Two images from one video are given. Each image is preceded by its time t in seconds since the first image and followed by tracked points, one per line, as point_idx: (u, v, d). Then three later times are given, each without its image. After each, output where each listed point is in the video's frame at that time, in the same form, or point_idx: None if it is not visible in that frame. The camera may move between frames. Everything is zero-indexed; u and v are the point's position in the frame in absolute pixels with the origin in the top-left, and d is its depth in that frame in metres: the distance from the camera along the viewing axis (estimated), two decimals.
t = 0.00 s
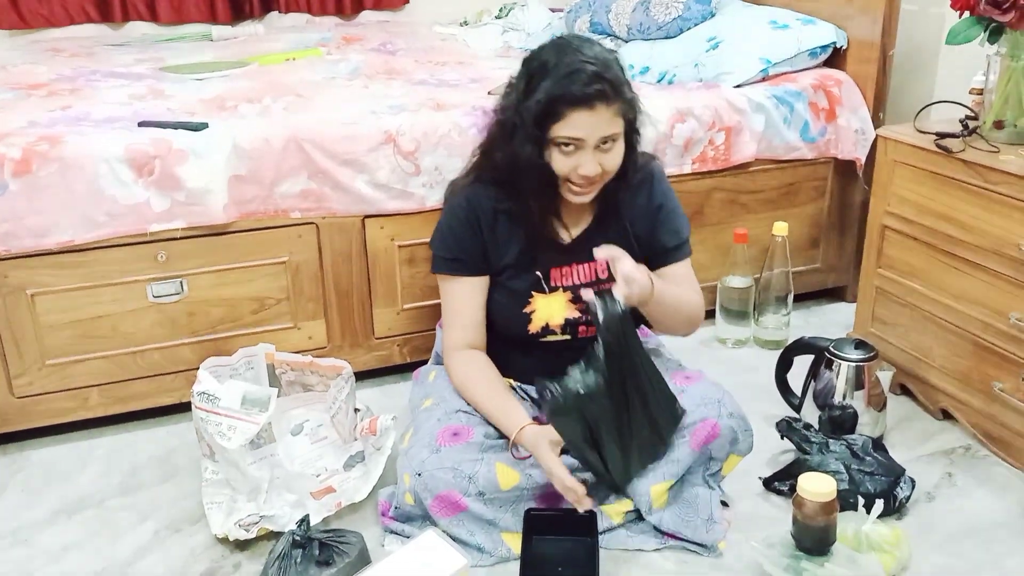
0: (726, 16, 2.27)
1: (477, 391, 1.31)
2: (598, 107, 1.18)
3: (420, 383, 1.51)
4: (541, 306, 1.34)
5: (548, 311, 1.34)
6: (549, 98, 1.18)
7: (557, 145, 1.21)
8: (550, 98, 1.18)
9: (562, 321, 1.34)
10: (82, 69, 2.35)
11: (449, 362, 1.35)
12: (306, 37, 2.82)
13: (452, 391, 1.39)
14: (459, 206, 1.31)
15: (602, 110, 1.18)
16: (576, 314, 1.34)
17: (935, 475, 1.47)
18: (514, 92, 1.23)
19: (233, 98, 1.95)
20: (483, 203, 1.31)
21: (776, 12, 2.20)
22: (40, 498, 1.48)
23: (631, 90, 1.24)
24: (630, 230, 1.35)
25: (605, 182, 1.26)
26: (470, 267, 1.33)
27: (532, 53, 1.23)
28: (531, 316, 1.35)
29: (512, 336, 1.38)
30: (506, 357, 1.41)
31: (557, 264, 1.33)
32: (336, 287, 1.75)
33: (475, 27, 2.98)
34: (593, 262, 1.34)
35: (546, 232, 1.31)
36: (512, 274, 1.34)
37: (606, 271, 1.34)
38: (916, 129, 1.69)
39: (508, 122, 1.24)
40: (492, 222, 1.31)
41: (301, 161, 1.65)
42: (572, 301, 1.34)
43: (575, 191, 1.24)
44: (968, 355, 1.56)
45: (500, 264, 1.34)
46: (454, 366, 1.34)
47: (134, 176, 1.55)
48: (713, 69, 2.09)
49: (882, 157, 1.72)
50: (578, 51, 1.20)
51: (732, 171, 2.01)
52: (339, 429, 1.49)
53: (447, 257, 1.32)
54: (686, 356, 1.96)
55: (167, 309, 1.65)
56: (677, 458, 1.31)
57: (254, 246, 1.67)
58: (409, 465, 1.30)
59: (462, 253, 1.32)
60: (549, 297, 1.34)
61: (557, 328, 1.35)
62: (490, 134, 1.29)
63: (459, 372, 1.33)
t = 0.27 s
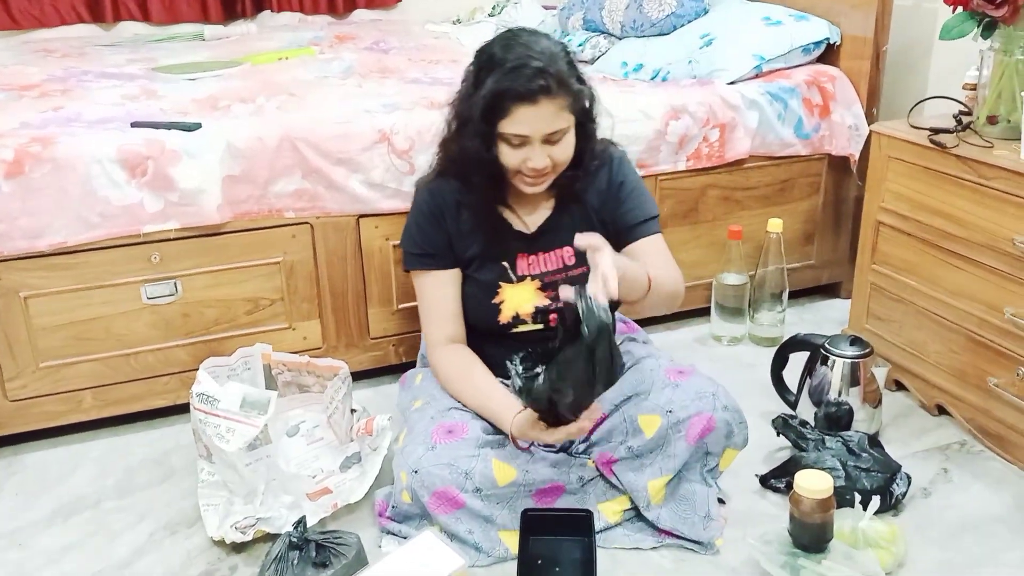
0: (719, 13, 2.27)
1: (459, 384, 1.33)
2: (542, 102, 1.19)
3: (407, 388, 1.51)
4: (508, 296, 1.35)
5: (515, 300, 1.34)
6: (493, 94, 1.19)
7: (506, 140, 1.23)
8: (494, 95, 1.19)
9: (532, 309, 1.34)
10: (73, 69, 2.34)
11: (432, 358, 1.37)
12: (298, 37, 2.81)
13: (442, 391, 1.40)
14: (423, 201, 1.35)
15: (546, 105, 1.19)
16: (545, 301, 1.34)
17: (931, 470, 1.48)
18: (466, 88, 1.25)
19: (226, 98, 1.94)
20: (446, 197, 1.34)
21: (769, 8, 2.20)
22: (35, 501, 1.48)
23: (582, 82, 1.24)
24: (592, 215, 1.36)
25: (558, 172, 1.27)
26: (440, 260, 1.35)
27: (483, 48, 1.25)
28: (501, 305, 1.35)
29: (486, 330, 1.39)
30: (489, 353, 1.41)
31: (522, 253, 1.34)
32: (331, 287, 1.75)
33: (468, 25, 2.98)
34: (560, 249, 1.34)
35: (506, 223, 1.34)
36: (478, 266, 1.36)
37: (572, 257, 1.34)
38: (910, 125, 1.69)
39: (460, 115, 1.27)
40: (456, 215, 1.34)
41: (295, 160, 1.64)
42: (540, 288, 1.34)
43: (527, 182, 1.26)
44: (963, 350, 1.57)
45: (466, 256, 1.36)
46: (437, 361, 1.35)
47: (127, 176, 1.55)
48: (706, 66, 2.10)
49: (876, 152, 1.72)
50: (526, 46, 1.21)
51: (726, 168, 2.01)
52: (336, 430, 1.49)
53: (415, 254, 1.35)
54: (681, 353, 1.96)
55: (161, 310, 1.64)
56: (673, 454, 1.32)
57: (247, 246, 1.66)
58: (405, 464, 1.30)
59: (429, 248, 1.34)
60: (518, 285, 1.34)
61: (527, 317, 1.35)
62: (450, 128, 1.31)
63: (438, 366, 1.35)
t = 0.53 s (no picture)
0: (719, 19, 2.28)
1: (441, 377, 1.33)
2: (511, 102, 1.19)
3: (398, 395, 1.49)
4: (484, 296, 1.35)
5: (492, 301, 1.35)
6: (464, 94, 1.20)
7: (478, 141, 1.23)
8: (464, 95, 1.20)
9: (507, 311, 1.34)
10: (73, 72, 2.34)
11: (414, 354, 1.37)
12: (298, 40, 2.81)
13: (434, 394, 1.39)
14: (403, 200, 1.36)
15: (516, 105, 1.19)
16: (520, 305, 1.34)
17: (931, 477, 1.48)
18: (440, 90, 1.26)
19: (225, 102, 1.94)
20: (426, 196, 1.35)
21: (769, 14, 2.20)
22: (32, 505, 1.47)
23: (555, 85, 1.24)
24: (573, 224, 1.33)
25: (533, 175, 1.26)
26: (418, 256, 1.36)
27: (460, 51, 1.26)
28: (476, 306, 1.35)
29: (464, 331, 1.39)
30: (478, 358, 1.40)
31: (500, 256, 1.34)
32: (329, 291, 1.74)
33: (468, 30, 2.98)
34: (538, 256, 1.34)
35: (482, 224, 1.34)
36: (455, 265, 1.36)
37: (550, 263, 1.34)
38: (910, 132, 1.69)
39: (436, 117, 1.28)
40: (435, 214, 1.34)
41: (294, 164, 1.64)
42: (516, 292, 1.34)
43: (504, 185, 1.25)
44: (961, 357, 1.57)
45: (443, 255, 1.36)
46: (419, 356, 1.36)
47: (126, 179, 1.54)
48: (706, 72, 2.10)
49: (875, 159, 1.72)
50: (498, 48, 1.22)
51: (726, 173, 2.01)
52: (334, 434, 1.49)
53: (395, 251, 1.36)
54: (679, 358, 1.96)
55: (159, 313, 1.64)
56: (672, 460, 1.32)
57: (246, 249, 1.66)
58: (402, 470, 1.29)
59: (411, 243, 1.36)
60: (493, 288, 1.34)
61: (502, 318, 1.35)
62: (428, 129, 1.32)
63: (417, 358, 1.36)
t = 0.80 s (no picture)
0: (723, 22, 2.28)
1: (445, 378, 1.34)
2: (524, 100, 1.19)
3: (405, 393, 1.50)
4: (493, 298, 1.35)
5: (500, 303, 1.34)
6: (477, 91, 1.21)
7: (490, 139, 1.23)
8: (478, 91, 1.21)
9: (516, 313, 1.34)
10: (76, 70, 2.33)
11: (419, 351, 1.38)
12: (301, 40, 2.81)
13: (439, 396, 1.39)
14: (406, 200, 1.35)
15: (529, 103, 1.20)
16: (530, 308, 1.34)
17: (936, 481, 1.47)
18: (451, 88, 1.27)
19: (230, 101, 1.94)
20: (432, 196, 1.34)
21: (773, 18, 2.20)
22: (35, 503, 1.47)
23: (568, 87, 1.25)
24: (582, 229, 1.33)
25: (543, 177, 1.26)
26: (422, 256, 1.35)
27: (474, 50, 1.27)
28: (485, 308, 1.35)
29: (471, 333, 1.38)
30: (484, 361, 1.39)
31: (509, 258, 1.33)
32: (334, 291, 1.74)
33: (471, 30, 2.98)
34: (547, 258, 1.33)
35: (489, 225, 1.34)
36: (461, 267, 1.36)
37: (560, 266, 1.33)
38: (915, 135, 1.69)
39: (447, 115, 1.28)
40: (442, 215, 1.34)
41: (299, 164, 1.64)
42: (525, 295, 1.33)
43: (514, 185, 1.25)
44: (966, 361, 1.57)
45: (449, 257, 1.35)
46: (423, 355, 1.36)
47: (132, 178, 1.54)
48: (710, 74, 2.10)
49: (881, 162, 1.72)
50: (512, 47, 1.23)
51: (731, 177, 2.01)
52: (339, 434, 1.50)
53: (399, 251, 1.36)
54: (683, 361, 1.95)
55: (163, 312, 1.63)
56: (678, 464, 1.32)
57: (250, 248, 1.66)
58: (408, 470, 1.29)
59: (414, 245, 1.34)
60: (502, 290, 1.34)
61: (511, 322, 1.35)
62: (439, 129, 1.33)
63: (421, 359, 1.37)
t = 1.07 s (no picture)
0: (721, 11, 2.27)
1: (447, 370, 1.35)
2: (546, 90, 1.19)
3: (407, 386, 1.50)
4: (503, 289, 1.34)
5: (510, 293, 1.34)
6: (498, 79, 1.20)
7: (508, 128, 1.22)
8: (499, 79, 1.20)
9: (525, 304, 1.34)
10: (69, 62, 2.32)
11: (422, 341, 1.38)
12: (295, 31, 2.79)
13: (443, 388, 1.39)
14: (418, 186, 1.35)
15: (550, 93, 1.19)
16: (539, 298, 1.33)
17: (936, 469, 1.48)
18: (470, 75, 1.26)
19: (226, 92, 1.92)
20: (444, 184, 1.33)
21: (771, 7, 2.20)
22: (34, 497, 1.46)
23: (587, 79, 1.25)
24: (595, 222, 1.33)
25: (558, 169, 1.25)
26: (427, 245, 1.35)
27: (493, 39, 1.26)
28: (493, 298, 1.34)
29: (479, 323, 1.38)
30: (489, 352, 1.38)
31: (520, 249, 1.32)
32: (333, 282, 1.73)
33: (466, 21, 2.97)
34: (559, 248, 1.32)
35: (501, 215, 1.33)
36: (471, 257, 1.35)
37: (571, 256, 1.33)
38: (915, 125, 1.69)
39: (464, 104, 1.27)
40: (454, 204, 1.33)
41: (298, 155, 1.63)
42: (535, 285, 1.33)
43: (529, 177, 1.24)
44: (967, 350, 1.57)
45: (459, 247, 1.34)
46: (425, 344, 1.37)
47: (129, 170, 1.53)
48: (708, 64, 2.09)
49: (881, 151, 1.72)
50: (533, 36, 1.23)
51: (729, 166, 2.01)
52: (341, 426, 1.50)
53: (409, 239, 1.35)
54: (682, 351, 1.96)
55: (162, 305, 1.62)
56: (680, 452, 1.32)
57: (250, 240, 1.65)
58: (411, 462, 1.29)
59: (423, 236, 1.34)
60: (512, 280, 1.33)
61: (519, 312, 1.34)
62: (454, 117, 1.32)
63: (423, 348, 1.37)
